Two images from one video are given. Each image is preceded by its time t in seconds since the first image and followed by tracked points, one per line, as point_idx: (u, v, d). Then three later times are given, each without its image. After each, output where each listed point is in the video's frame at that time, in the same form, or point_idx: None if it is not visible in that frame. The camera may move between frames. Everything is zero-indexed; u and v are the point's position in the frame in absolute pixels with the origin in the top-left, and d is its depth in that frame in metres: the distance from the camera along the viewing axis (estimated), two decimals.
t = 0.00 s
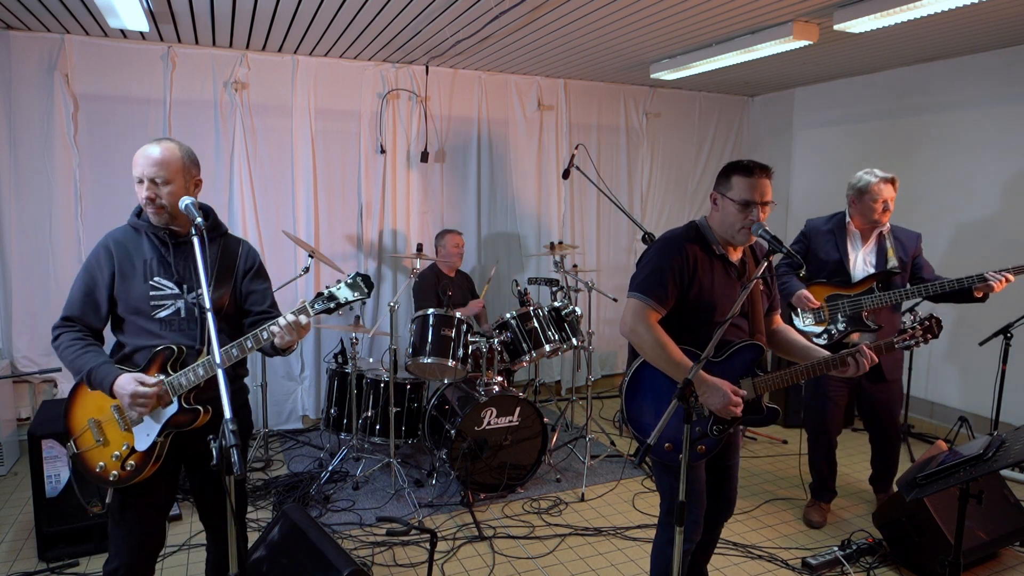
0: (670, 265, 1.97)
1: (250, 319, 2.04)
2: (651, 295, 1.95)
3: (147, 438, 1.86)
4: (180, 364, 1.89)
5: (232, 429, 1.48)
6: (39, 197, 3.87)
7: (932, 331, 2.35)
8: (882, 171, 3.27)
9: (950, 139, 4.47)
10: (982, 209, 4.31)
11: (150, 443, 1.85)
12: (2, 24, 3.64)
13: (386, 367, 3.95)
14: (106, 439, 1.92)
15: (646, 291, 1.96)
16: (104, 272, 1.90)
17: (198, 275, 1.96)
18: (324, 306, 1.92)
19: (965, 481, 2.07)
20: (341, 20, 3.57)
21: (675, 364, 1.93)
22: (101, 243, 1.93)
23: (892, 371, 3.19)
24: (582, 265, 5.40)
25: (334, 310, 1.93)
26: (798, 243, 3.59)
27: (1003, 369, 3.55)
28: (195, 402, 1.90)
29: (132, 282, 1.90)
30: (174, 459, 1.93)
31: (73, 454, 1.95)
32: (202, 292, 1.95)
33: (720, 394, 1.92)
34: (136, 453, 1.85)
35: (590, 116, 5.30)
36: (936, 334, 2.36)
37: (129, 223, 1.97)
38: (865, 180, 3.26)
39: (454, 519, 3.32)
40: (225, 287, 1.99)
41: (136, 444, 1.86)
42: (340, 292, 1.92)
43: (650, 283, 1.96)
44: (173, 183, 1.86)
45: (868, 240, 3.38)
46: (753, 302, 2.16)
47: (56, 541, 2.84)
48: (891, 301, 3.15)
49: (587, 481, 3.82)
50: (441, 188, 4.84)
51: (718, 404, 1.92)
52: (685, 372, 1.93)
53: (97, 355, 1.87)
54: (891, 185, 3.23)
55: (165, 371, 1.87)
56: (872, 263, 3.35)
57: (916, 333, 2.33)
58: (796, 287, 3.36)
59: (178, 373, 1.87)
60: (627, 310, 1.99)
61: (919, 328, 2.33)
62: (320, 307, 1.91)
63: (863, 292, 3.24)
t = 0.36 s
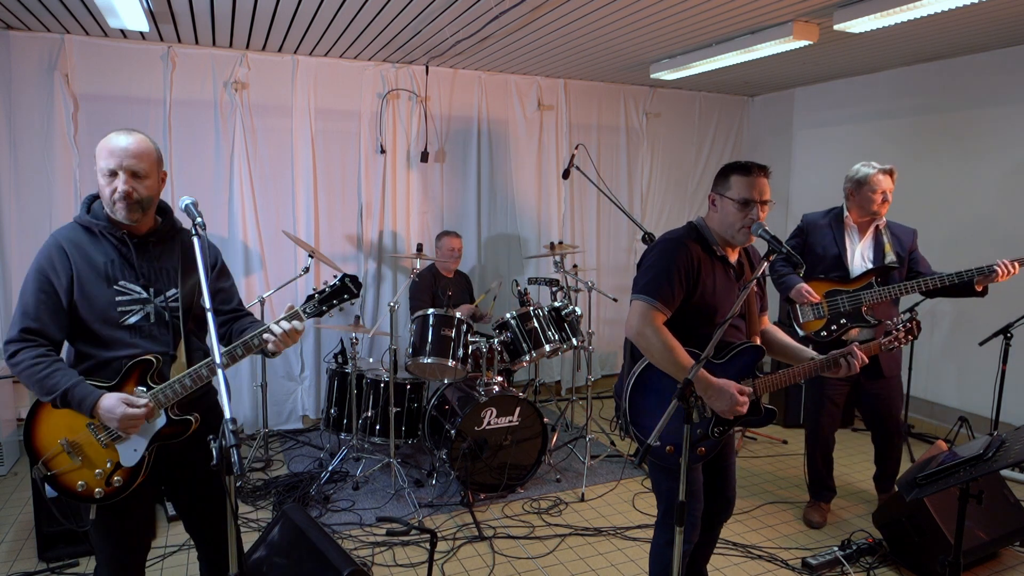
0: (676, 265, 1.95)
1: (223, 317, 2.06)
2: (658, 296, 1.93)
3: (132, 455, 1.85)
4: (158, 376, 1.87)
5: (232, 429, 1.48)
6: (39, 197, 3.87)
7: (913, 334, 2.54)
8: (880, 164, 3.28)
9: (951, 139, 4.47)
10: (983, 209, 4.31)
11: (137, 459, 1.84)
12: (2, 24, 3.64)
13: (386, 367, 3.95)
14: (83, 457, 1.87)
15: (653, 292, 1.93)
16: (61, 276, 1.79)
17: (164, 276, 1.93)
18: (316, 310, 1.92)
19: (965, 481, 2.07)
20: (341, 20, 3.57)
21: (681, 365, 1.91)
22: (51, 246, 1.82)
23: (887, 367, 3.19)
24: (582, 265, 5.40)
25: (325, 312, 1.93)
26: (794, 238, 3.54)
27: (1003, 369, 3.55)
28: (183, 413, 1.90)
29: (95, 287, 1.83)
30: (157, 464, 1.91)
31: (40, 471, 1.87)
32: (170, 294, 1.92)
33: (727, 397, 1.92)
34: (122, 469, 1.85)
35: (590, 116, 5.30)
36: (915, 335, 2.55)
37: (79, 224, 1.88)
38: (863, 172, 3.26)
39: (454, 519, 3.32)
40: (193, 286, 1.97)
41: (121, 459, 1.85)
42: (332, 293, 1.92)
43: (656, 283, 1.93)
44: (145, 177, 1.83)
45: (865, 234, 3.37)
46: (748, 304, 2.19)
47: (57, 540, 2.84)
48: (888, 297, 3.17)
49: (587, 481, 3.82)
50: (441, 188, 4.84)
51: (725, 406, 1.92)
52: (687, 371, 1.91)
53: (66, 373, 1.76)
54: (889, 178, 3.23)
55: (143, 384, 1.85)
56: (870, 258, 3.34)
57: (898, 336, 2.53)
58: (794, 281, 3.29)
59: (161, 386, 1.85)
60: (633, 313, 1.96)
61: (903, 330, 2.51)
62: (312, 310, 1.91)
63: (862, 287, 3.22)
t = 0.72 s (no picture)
0: (685, 262, 1.93)
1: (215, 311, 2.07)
2: (669, 293, 1.90)
3: (136, 457, 1.84)
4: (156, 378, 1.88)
5: (232, 428, 1.48)
6: (39, 197, 3.86)
7: (888, 341, 2.66)
8: (895, 166, 3.29)
9: (951, 139, 4.47)
10: (983, 209, 4.31)
11: (142, 461, 1.84)
12: (2, 24, 3.64)
13: (386, 367, 3.94)
14: (83, 463, 1.82)
15: (663, 288, 1.90)
16: (45, 283, 1.76)
17: (150, 276, 1.92)
18: (314, 303, 1.93)
19: (964, 481, 2.07)
20: (341, 20, 3.57)
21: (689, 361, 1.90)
22: (31, 253, 1.79)
23: (901, 368, 3.19)
24: (582, 265, 5.40)
25: (321, 305, 1.94)
26: (809, 239, 3.53)
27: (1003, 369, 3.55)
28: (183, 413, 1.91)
29: (81, 292, 1.81)
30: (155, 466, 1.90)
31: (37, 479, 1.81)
32: (159, 294, 1.92)
33: (728, 397, 1.92)
34: (126, 471, 1.84)
35: (590, 116, 5.30)
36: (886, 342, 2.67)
37: (53, 228, 1.85)
38: (879, 174, 3.26)
39: (454, 519, 3.32)
40: (178, 283, 1.98)
41: (124, 463, 1.84)
42: (329, 287, 1.93)
43: (666, 279, 1.91)
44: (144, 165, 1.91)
45: (881, 235, 3.38)
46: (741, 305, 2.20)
47: (57, 540, 2.84)
48: (902, 296, 3.19)
49: (587, 481, 3.82)
50: (441, 188, 4.84)
51: (724, 408, 1.94)
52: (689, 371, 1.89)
53: (61, 379, 1.74)
54: (905, 179, 3.24)
55: (143, 386, 1.85)
56: (885, 259, 3.34)
57: (875, 341, 2.63)
58: (809, 280, 3.23)
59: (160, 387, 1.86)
60: (642, 309, 1.92)
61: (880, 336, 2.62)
62: (309, 304, 1.92)
63: (876, 287, 3.22)
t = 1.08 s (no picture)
0: (683, 265, 1.92)
1: (241, 312, 2.05)
2: (666, 296, 1.90)
3: (147, 448, 1.83)
4: (172, 370, 1.85)
5: (232, 429, 1.48)
6: (39, 197, 3.86)
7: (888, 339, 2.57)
8: (916, 166, 3.29)
9: (951, 139, 4.47)
10: (982, 209, 4.32)
11: (151, 453, 1.83)
12: (2, 24, 3.64)
13: (386, 367, 3.95)
14: (99, 452, 1.84)
15: (661, 291, 1.90)
16: (74, 274, 1.78)
17: (176, 272, 1.92)
18: (325, 302, 1.92)
19: (965, 481, 2.07)
20: (341, 20, 3.57)
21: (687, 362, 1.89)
22: (65, 246, 1.82)
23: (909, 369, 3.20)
24: (582, 265, 5.40)
25: (333, 305, 1.94)
26: (829, 237, 3.53)
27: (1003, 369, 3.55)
28: (193, 408, 1.90)
29: (109, 285, 1.82)
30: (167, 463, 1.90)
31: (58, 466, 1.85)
32: (182, 291, 1.91)
33: (723, 400, 1.93)
34: (136, 463, 1.83)
35: (590, 115, 5.30)
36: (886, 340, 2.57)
37: (92, 223, 1.88)
38: (899, 174, 3.28)
39: (454, 519, 3.32)
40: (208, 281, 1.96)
41: (135, 455, 1.83)
42: (341, 286, 1.93)
43: (664, 282, 1.90)
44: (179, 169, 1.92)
45: (900, 235, 3.37)
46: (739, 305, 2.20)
47: (56, 540, 2.84)
48: (919, 297, 3.19)
49: (587, 481, 3.82)
50: (441, 188, 4.84)
51: (719, 412, 1.94)
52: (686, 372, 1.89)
53: (82, 369, 1.76)
54: (926, 180, 3.24)
55: (155, 378, 1.83)
56: (904, 258, 3.33)
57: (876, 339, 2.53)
58: (826, 278, 3.31)
59: (176, 379, 1.85)
60: (640, 311, 1.92)
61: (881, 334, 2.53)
62: (321, 303, 1.92)
63: (893, 287, 3.24)
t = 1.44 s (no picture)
0: (669, 266, 1.95)
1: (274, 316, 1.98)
2: (650, 296, 1.93)
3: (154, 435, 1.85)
4: (188, 364, 1.88)
5: (232, 430, 1.48)
6: (39, 197, 3.86)
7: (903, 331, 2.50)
8: (932, 171, 3.26)
9: (951, 139, 4.47)
10: (982, 210, 4.32)
11: (156, 440, 1.84)
12: (2, 24, 3.64)
13: (386, 367, 3.95)
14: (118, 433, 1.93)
15: (644, 292, 1.93)
16: (116, 268, 1.89)
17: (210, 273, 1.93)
18: (325, 315, 1.84)
19: (965, 481, 2.07)
20: (341, 20, 3.57)
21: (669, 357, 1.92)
22: (117, 241, 1.93)
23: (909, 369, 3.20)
24: (582, 265, 5.40)
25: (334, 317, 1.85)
26: (843, 238, 3.58)
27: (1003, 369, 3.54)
28: (200, 403, 1.88)
29: (144, 278, 1.89)
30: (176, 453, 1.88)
31: (89, 445, 1.98)
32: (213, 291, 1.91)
33: (713, 394, 1.93)
34: (144, 449, 1.85)
35: (591, 115, 5.30)
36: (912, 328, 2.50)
37: (145, 219, 1.96)
38: (915, 178, 3.25)
39: (454, 519, 3.32)
40: (239, 285, 1.95)
41: (143, 441, 1.87)
42: (340, 300, 1.83)
43: (647, 283, 1.94)
44: (215, 174, 1.91)
45: (913, 239, 3.37)
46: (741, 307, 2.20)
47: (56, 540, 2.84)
48: (930, 301, 3.17)
49: (587, 480, 3.82)
50: (441, 188, 4.84)
51: (710, 407, 1.94)
52: (672, 371, 1.93)
53: (110, 352, 1.89)
54: (941, 186, 3.21)
55: (172, 371, 1.86)
56: (916, 262, 3.36)
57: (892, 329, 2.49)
58: (837, 279, 3.38)
59: (184, 375, 1.85)
60: (623, 310, 1.96)
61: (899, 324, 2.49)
62: (320, 314, 1.84)
63: (904, 291, 3.24)
